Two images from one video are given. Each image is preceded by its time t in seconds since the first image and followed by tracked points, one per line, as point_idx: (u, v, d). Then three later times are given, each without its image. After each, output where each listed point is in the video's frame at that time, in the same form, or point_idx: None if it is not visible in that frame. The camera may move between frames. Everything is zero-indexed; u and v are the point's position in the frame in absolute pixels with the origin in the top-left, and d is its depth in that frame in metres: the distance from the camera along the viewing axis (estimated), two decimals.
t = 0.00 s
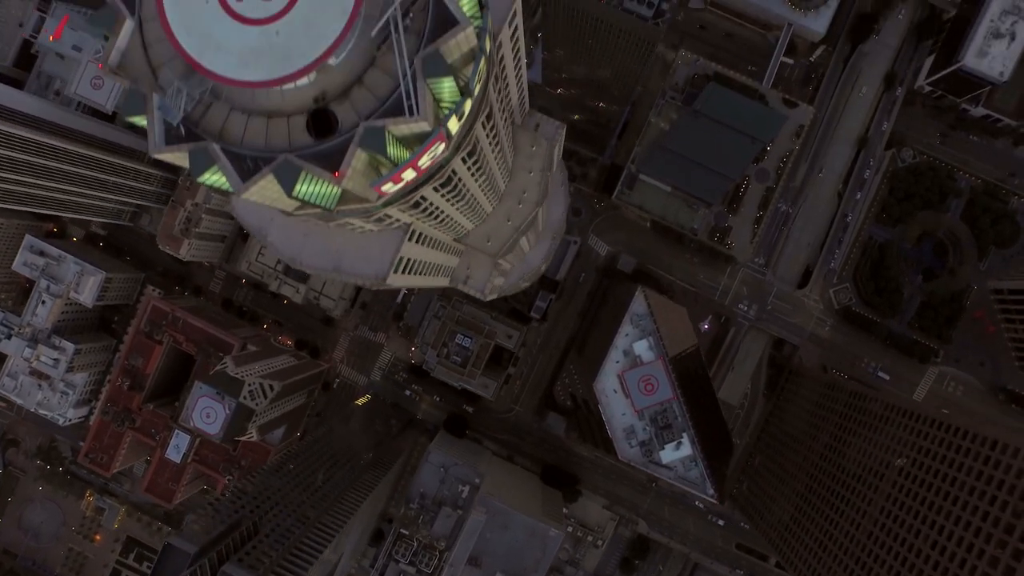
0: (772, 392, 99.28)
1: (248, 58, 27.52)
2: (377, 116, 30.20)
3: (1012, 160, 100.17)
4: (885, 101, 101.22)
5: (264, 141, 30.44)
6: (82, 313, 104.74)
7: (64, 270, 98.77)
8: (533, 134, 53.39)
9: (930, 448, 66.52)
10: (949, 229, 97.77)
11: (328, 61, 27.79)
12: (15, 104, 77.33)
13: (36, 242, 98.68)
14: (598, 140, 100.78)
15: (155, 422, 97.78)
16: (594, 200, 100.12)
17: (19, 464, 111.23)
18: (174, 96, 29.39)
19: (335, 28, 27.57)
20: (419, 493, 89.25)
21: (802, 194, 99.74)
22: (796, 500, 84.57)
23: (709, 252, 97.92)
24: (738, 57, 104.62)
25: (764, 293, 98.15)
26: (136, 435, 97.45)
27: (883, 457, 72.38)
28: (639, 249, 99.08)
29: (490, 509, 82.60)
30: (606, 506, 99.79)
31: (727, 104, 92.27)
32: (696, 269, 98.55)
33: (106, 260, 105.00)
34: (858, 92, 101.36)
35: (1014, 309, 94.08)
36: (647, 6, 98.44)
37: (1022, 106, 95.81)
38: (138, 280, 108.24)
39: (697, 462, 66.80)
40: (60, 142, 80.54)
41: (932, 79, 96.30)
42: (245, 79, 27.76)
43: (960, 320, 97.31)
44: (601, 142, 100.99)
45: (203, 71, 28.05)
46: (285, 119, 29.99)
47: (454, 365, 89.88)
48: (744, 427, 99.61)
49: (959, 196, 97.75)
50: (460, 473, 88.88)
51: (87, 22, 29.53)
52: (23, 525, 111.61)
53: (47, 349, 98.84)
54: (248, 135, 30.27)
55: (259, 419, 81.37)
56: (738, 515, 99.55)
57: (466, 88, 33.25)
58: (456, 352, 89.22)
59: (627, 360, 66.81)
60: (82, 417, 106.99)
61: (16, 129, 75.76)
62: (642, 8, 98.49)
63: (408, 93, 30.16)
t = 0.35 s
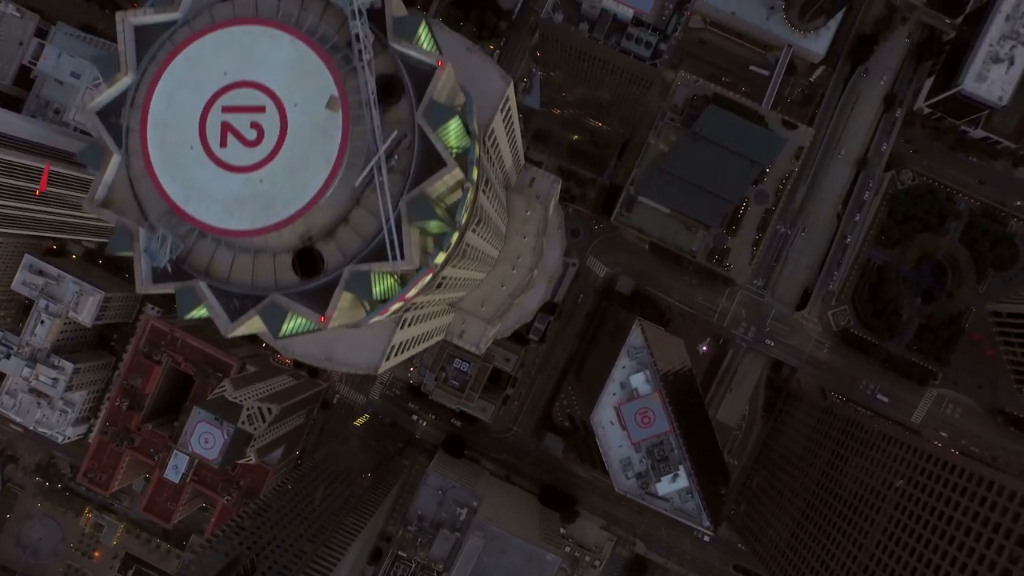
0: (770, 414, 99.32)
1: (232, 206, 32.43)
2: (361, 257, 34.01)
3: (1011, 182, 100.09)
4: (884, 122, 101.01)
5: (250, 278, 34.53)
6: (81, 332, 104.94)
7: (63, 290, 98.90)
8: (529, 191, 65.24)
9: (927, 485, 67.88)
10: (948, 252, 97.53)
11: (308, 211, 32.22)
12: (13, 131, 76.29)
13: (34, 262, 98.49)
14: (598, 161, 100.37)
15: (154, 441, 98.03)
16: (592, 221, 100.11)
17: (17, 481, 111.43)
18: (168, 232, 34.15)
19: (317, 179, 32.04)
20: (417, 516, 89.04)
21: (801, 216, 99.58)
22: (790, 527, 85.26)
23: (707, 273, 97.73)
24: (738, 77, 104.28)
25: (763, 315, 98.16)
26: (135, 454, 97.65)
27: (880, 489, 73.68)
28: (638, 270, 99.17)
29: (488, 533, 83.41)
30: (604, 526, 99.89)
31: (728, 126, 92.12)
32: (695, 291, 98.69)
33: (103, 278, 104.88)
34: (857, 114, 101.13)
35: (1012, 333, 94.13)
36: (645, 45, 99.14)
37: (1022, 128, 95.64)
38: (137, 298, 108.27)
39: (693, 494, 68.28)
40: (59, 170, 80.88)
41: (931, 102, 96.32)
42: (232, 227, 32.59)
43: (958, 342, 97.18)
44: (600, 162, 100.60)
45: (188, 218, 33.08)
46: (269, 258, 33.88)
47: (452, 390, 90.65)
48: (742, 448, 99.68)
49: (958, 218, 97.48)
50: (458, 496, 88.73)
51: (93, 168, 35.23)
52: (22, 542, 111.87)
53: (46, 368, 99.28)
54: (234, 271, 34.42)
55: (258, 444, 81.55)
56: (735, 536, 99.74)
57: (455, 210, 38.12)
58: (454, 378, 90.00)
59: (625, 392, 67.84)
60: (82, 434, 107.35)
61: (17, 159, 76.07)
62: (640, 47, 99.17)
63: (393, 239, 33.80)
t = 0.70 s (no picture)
0: (767, 436, 99.37)
1: (219, 356, 34.65)
2: (346, 399, 35.55)
3: (1009, 204, 99.96)
4: (883, 144, 100.89)
5: (235, 416, 36.28)
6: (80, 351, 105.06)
7: (62, 310, 99.85)
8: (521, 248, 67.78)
9: (924, 522, 70.06)
10: (946, 274, 97.38)
11: (292, 361, 34.35)
12: (13, 157, 75.20)
13: (33, 281, 98.78)
14: (596, 182, 100.30)
15: (151, 461, 98.36)
16: (590, 243, 100.19)
17: (15, 497, 111.47)
18: (158, 374, 36.18)
19: (302, 332, 34.16)
20: (415, 538, 89.30)
21: (799, 238, 99.54)
22: (782, 553, 86.11)
23: (705, 295, 97.71)
24: (737, 98, 104.18)
25: (761, 337, 98.20)
26: (133, 474, 98.05)
27: (874, 520, 75.65)
28: (636, 292, 99.18)
29: (484, 558, 85.77)
30: (601, 547, 100.03)
31: (728, 149, 91.69)
32: (693, 313, 98.72)
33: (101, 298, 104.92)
34: (857, 135, 101.01)
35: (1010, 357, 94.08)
36: (641, 86, 89.92)
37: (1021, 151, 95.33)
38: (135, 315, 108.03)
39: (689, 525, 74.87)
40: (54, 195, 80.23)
41: (929, 125, 96.45)
42: (219, 376, 34.84)
43: (956, 365, 97.02)
44: (600, 182, 100.23)
45: (174, 365, 35.34)
46: (257, 401, 35.85)
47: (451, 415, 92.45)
48: (739, 469, 99.58)
49: (957, 241, 97.35)
50: (455, 518, 88.96)
51: (79, 302, 37.76)
52: (19, 558, 111.90)
53: (45, 388, 99.49)
54: (221, 410, 36.33)
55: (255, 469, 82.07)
56: (732, 558, 99.83)
57: (443, 342, 39.27)
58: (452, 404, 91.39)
59: (620, 424, 75.45)
60: (80, 452, 107.27)
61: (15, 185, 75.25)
62: (636, 88, 90.02)
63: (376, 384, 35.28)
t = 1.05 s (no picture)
0: (764, 457, 99.68)
1: (206, 502, 35.27)
2: (332, 536, 36.37)
3: (1008, 225, 99.82)
4: (882, 165, 100.81)
5: (225, 551, 36.88)
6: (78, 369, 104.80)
7: (60, 330, 98.90)
8: (516, 304, 69.04)
9: (920, 559, 70.22)
10: (945, 297, 97.26)
11: (276, 510, 34.84)
12: (11, 183, 74.72)
13: (32, 300, 98.58)
14: (595, 203, 100.19)
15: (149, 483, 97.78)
16: (589, 264, 100.31)
17: (14, 514, 111.57)
18: (147, 513, 37.06)
19: (287, 482, 34.59)
20: (412, 560, 88.12)
21: (798, 259, 99.50)
22: None
23: (704, 317, 97.79)
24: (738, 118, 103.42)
25: (759, 359, 98.24)
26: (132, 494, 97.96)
27: (868, 551, 75.39)
28: (635, 314, 99.14)
29: None
30: (598, 567, 100.30)
31: (727, 171, 91.58)
32: (691, 335, 98.74)
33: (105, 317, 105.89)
34: (856, 157, 100.90)
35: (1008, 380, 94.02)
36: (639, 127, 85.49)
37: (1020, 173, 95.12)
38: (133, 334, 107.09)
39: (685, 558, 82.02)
40: (52, 219, 80.05)
41: (928, 148, 96.29)
42: (206, 521, 35.41)
43: (955, 388, 96.87)
44: (597, 203, 100.51)
45: (163, 510, 36.04)
46: (245, 540, 36.47)
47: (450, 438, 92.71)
48: (737, 490, 99.63)
49: (956, 263, 97.23)
50: (453, 541, 87.98)
51: (66, 438, 38.59)
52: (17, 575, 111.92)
53: (44, 408, 99.99)
54: (210, 544, 37.00)
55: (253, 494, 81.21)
56: None
57: (433, 467, 40.77)
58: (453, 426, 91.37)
59: (616, 456, 83.17)
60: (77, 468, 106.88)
61: (10, 211, 75.40)
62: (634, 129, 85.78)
63: (361, 521, 36.10)
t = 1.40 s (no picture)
0: (761, 481, 99.45)
1: None
2: None
3: (1006, 250, 99.59)
4: (881, 189, 100.67)
5: None
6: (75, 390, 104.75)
7: (58, 351, 99.20)
8: (509, 364, 70.70)
9: None
10: (943, 322, 97.15)
11: None
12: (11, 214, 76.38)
13: (29, 322, 99.16)
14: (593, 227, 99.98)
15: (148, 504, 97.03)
16: (587, 288, 100.30)
17: (11, 532, 111.48)
18: None
19: None
20: None
21: (796, 284, 99.40)
22: None
23: (701, 342, 97.89)
24: (736, 141, 103.47)
25: (756, 384, 98.24)
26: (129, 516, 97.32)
27: None
28: (632, 338, 99.28)
29: None
30: None
31: (725, 198, 91.29)
32: (689, 359, 98.74)
33: (108, 337, 106.75)
34: (854, 181, 100.77)
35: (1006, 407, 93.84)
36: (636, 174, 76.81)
37: (1017, 199, 94.94)
38: (130, 354, 107.11)
39: None
40: (49, 247, 79.97)
41: (927, 173, 96.16)
42: None
43: (952, 414, 96.76)
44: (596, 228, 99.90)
45: None
46: None
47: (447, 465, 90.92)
48: (733, 514, 99.64)
49: (954, 289, 97.15)
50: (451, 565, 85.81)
51: None
52: None
53: (41, 430, 98.38)
54: None
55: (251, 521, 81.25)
56: None
57: None
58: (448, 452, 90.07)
59: (611, 492, 86.40)
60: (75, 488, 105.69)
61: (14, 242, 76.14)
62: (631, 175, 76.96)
63: None
